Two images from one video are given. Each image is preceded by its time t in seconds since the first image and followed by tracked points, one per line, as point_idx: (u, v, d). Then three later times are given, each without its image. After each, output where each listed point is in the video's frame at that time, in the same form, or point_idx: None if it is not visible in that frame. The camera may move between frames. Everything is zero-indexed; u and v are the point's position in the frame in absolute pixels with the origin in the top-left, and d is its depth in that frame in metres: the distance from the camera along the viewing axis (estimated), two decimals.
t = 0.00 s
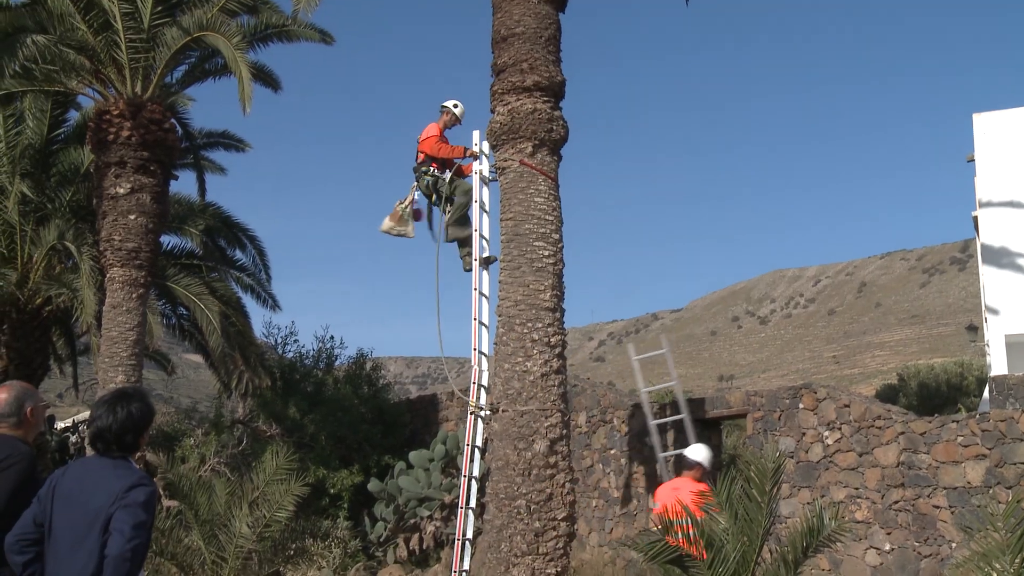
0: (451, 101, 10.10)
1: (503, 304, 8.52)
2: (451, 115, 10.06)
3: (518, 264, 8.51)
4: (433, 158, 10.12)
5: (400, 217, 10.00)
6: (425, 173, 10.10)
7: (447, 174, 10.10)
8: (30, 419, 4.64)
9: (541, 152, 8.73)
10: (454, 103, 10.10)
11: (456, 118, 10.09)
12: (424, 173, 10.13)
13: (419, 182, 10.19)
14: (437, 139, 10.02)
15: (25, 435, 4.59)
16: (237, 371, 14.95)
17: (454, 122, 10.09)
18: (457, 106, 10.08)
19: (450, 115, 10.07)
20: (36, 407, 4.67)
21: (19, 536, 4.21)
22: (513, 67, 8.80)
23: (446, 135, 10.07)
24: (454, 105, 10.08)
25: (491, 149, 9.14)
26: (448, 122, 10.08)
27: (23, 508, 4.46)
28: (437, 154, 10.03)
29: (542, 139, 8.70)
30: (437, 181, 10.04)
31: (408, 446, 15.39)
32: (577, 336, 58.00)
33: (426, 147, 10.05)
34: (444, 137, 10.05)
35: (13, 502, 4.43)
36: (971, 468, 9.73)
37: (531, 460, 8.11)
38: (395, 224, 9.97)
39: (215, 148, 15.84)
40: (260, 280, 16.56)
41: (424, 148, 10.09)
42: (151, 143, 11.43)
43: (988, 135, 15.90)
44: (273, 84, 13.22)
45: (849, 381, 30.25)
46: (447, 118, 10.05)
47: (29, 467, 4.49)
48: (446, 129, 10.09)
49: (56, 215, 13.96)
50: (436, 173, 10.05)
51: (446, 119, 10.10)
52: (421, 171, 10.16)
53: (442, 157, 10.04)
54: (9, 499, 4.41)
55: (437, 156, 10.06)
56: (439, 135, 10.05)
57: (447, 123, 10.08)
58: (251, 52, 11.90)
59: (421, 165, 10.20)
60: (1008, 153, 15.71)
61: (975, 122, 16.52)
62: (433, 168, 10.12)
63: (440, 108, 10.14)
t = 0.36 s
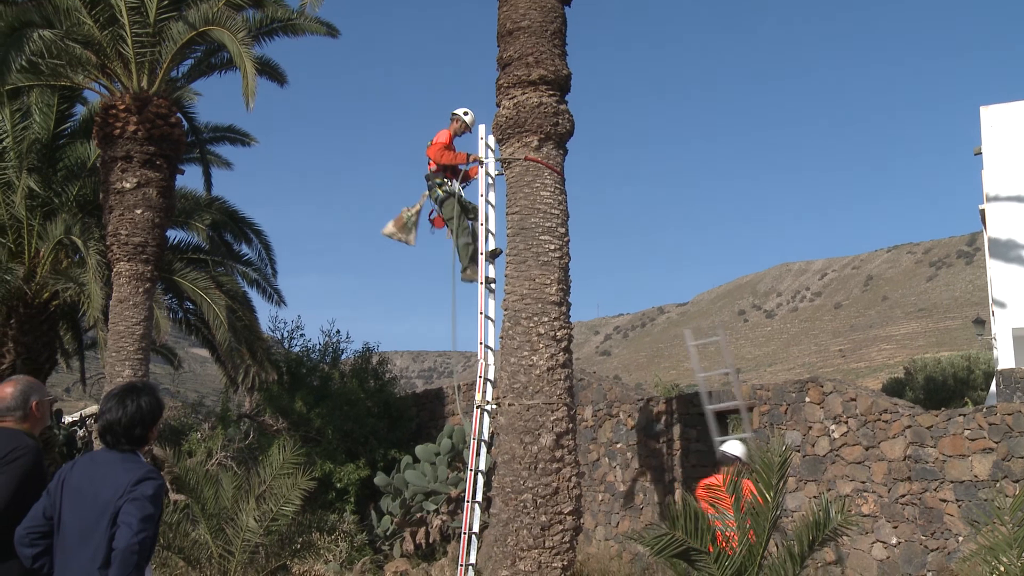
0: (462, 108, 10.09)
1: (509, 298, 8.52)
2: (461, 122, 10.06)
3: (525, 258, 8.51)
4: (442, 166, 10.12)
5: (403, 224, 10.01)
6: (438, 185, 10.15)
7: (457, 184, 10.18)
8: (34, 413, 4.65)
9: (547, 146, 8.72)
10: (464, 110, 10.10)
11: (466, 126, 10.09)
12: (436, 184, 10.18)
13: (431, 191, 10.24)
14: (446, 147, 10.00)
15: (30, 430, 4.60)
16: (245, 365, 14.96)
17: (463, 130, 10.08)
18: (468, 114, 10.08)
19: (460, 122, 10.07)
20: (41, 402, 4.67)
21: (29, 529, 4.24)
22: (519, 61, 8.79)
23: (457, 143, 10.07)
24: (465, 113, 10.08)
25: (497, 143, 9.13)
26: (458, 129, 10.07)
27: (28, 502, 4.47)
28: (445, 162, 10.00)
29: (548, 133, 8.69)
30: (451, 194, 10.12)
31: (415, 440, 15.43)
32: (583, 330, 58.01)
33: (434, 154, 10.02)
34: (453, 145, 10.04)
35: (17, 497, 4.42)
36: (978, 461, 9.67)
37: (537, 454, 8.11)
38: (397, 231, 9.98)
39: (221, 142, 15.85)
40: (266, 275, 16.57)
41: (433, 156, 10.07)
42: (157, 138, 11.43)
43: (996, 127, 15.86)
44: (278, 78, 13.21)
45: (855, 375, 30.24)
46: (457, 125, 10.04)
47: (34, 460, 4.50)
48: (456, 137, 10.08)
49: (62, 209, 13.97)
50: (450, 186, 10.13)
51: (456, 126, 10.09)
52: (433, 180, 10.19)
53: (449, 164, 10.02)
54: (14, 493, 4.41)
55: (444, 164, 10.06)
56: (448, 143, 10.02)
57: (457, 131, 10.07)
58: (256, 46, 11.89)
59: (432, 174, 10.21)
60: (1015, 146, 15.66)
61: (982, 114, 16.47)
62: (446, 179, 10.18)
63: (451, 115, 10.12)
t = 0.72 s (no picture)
0: (460, 110, 10.08)
1: (514, 293, 8.51)
2: (462, 124, 10.05)
3: (529, 253, 8.50)
4: (445, 172, 10.10)
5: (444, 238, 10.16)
6: (444, 191, 10.14)
7: (462, 187, 10.19)
8: (40, 410, 4.66)
9: (552, 140, 8.71)
10: (462, 112, 10.09)
11: (466, 127, 10.08)
12: (440, 190, 10.17)
13: (434, 198, 10.20)
14: (450, 153, 10.00)
15: (36, 426, 4.63)
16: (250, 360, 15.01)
17: (464, 132, 10.07)
18: (467, 115, 10.07)
19: (460, 125, 10.05)
20: (48, 398, 4.69)
21: (34, 524, 4.24)
22: (523, 55, 8.78)
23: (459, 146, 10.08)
24: (463, 114, 10.07)
25: (502, 138, 9.12)
26: (459, 131, 10.05)
27: (34, 497, 4.47)
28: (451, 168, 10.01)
29: (553, 128, 8.68)
30: (457, 199, 10.14)
31: (420, 435, 15.46)
32: (588, 324, 58.04)
33: (440, 161, 10.03)
34: (456, 149, 10.04)
35: (21, 493, 4.44)
36: (984, 456, 9.64)
37: (542, 449, 8.12)
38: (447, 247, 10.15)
39: (226, 138, 15.86)
40: (272, 270, 16.59)
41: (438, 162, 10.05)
42: (162, 133, 11.43)
43: (1002, 121, 15.81)
44: (283, 73, 13.20)
45: (860, 369, 30.22)
46: (457, 128, 10.03)
47: (39, 455, 4.51)
48: (457, 139, 10.07)
49: (68, 205, 13.99)
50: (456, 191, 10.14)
51: (455, 129, 10.08)
52: (437, 187, 10.18)
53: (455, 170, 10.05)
54: (18, 489, 4.42)
55: (448, 170, 10.09)
56: (451, 149, 10.02)
57: (458, 133, 10.06)
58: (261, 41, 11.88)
59: (435, 181, 10.21)
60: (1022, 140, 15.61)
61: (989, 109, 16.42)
62: (451, 185, 10.18)
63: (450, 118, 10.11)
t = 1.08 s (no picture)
0: (461, 116, 10.06)
1: (520, 287, 8.52)
2: (464, 130, 10.05)
3: (536, 247, 8.50)
4: (452, 176, 10.18)
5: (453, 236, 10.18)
6: (453, 195, 10.21)
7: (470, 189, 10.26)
8: (46, 403, 4.65)
9: (558, 134, 8.70)
10: (464, 117, 10.08)
11: (469, 133, 10.08)
12: (450, 195, 10.25)
13: (444, 203, 10.26)
14: (456, 158, 10.08)
15: (41, 420, 4.63)
16: (256, 354, 15.05)
17: (467, 138, 10.07)
18: (468, 121, 10.06)
19: (463, 131, 10.05)
20: (53, 392, 4.67)
21: (41, 518, 4.27)
22: (529, 49, 8.76)
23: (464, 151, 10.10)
24: (465, 120, 10.05)
25: (508, 131, 9.12)
26: (462, 138, 10.06)
27: (39, 490, 4.51)
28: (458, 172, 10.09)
29: (559, 121, 8.67)
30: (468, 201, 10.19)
31: (426, 429, 15.49)
32: (594, 318, 58.05)
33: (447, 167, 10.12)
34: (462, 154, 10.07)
35: (26, 487, 4.46)
36: (991, 449, 9.62)
37: (548, 442, 8.13)
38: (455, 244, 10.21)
39: (232, 132, 15.87)
40: (278, 264, 16.61)
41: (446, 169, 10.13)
42: (169, 127, 11.44)
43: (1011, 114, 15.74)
44: (289, 67, 13.21)
45: (867, 363, 30.17)
46: (460, 135, 10.04)
47: (44, 449, 4.54)
48: (462, 145, 10.09)
49: (75, 199, 14.02)
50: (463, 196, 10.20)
51: (459, 134, 10.09)
52: (447, 193, 10.29)
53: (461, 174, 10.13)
54: (23, 483, 4.45)
55: (455, 175, 10.17)
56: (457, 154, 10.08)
57: (462, 140, 10.07)
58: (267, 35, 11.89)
59: (443, 187, 10.30)
60: None
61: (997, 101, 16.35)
62: (460, 189, 10.26)
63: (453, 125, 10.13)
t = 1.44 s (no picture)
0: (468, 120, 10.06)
1: (525, 281, 8.52)
2: (471, 134, 10.04)
3: (541, 241, 8.49)
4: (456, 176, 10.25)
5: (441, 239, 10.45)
6: (455, 196, 10.27)
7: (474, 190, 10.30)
8: (49, 398, 4.66)
9: (563, 127, 8.69)
10: (471, 121, 10.08)
11: (477, 136, 10.07)
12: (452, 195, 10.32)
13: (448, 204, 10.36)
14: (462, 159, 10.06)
15: (46, 414, 4.64)
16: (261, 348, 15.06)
17: (475, 141, 10.06)
18: (475, 124, 10.06)
19: (471, 134, 10.04)
20: (56, 387, 4.68)
21: (44, 511, 4.26)
22: (534, 42, 8.75)
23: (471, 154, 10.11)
24: (471, 123, 10.06)
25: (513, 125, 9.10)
26: (470, 141, 10.03)
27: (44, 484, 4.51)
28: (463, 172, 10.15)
29: (564, 114, 8.66)
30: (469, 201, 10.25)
31: (431, 422, 15.50)
32: (599, 311, 58.03)
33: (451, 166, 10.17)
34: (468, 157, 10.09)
35: (31, 482, 4.45)
36: (997, 442, 9.62)
37: (554, 436, 8.14)
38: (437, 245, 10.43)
39: (237, 125, 15.87)
40: (283, 257, 16.61)
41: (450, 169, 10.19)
42: (174, 121, 11.43)
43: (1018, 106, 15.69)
44: (294, 61, 13.20)
45: (872, 356, 30.15)
46: (468, 138, 10.02)
47: (49, 443, 4.54)
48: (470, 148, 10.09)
49: (80, 193, 14.02)
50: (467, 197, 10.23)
51: (466, 138, 10.09)
52: (451, 194, 10.31)
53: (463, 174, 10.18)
54: (29, 478, 4.45)
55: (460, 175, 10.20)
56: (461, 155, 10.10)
57: (469, 143, 10.05)
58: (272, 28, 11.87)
59: (448, 187, 10.32)
60: None
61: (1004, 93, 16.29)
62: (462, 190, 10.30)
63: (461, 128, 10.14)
